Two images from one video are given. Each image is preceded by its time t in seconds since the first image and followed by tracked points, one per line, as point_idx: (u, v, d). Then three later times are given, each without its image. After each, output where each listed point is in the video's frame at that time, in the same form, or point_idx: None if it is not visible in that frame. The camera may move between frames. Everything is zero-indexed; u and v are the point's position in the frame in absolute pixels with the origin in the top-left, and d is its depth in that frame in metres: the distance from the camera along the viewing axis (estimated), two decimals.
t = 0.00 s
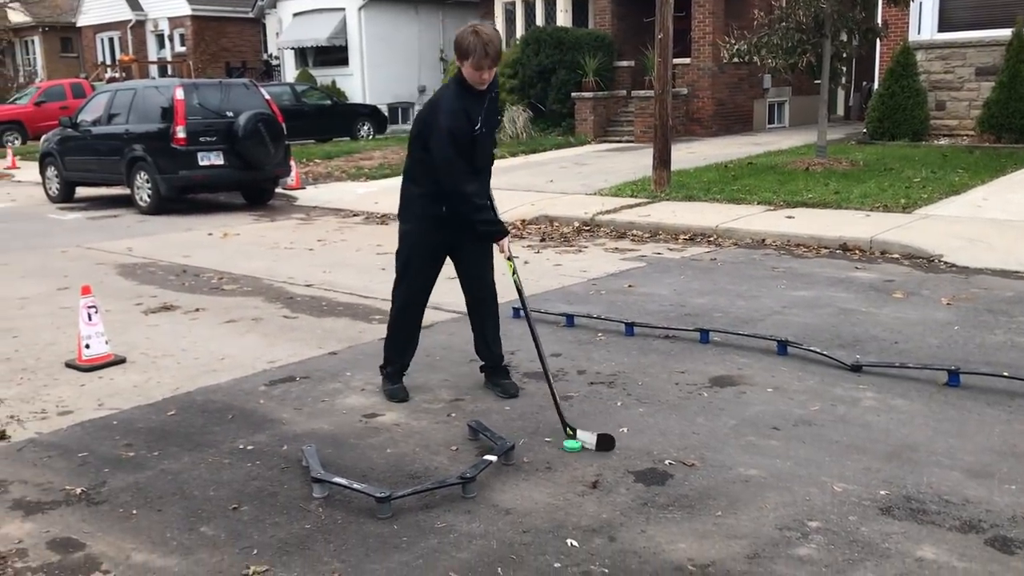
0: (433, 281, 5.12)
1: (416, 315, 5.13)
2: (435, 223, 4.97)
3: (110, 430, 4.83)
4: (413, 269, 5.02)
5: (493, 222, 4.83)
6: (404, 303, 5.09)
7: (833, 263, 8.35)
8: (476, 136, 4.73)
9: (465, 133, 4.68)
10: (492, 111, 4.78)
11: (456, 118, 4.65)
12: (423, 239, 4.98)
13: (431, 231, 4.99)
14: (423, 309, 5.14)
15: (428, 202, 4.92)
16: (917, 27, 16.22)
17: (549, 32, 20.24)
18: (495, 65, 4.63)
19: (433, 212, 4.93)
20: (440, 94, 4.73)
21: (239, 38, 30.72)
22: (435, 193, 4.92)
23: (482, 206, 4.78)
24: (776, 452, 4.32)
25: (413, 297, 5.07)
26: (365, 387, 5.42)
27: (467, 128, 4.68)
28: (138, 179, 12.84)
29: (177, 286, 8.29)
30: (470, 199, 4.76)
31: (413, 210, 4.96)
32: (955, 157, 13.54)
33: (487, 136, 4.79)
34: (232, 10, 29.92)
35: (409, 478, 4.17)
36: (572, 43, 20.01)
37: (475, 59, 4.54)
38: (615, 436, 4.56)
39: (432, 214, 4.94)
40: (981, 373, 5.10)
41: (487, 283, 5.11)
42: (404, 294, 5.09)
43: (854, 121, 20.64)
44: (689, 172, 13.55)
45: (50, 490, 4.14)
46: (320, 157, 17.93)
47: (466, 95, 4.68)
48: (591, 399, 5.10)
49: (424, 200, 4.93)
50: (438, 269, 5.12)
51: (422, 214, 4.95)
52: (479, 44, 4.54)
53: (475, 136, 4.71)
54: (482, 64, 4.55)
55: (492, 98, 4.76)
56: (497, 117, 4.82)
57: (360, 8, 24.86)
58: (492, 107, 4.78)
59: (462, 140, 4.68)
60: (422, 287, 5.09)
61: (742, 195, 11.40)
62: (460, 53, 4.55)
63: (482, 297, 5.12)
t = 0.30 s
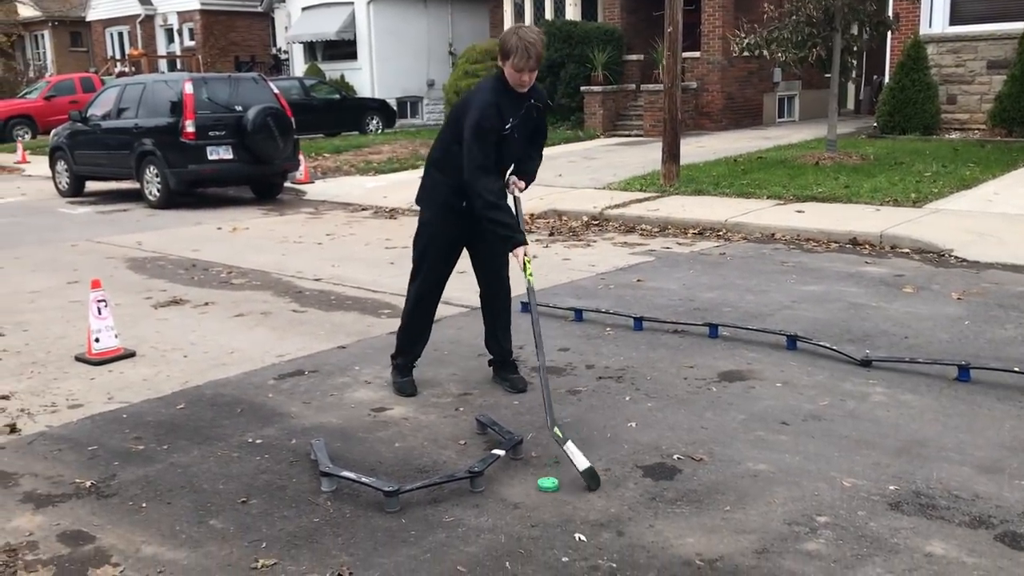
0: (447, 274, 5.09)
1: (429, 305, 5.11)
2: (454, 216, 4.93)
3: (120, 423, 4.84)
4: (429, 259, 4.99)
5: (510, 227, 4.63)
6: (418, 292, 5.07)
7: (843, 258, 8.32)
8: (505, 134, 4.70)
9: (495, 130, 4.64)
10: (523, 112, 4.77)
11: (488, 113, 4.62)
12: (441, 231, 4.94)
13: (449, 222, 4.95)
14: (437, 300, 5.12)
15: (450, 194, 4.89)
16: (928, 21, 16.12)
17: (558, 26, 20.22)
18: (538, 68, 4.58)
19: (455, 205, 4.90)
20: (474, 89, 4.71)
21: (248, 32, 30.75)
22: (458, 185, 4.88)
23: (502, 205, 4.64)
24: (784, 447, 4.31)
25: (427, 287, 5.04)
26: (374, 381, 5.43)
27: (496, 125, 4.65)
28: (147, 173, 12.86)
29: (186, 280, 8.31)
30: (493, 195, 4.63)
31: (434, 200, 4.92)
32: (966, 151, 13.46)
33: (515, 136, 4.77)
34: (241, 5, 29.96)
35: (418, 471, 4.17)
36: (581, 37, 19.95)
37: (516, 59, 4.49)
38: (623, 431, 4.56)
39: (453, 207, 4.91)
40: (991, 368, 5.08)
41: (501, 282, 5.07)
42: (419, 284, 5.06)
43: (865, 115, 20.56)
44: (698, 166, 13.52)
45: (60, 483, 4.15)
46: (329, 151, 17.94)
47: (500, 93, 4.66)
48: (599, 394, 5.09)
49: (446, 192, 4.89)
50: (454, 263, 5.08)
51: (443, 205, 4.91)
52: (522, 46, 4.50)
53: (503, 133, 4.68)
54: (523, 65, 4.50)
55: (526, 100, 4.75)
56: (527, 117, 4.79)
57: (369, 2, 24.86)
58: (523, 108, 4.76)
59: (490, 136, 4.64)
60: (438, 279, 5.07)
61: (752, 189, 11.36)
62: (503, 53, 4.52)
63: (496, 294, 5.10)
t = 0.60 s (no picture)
0: (462, 272, 5.03)
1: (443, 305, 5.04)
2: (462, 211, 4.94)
3: (124, 422, 4.85)
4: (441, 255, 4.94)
5: (493, 208, 4.72)
6: (432, 289, 5.00)
7: (847, 258, 8.32)
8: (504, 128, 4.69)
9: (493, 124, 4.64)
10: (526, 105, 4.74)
11: (484, 107, 4.61)
12: (450, 227, 4.94)
13: (458, 218, 4.94)
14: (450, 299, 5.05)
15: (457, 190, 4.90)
16: (934, 21, 16.09)
17: (562, 26, 20.22)
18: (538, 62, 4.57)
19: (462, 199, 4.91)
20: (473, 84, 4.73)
21: (253, 32, 30.79)
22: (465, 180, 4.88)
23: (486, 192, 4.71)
24: (788, 447, 4.31)
25: (439, 284, 4.96)
26: (378, 380, 5.43)
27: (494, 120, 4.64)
28: (152, 172, 12.89)
29: (191, 279, 8.33)
30: (472, 182, 4.71)
31: (443, 197, 4.93)
32: (971, 152, 13.44)
33: (518, 129, 4.74)
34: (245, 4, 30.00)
35: (421, 471, 4.18)
36: (586, 37, 19.96)
37: (510, 55, 4.51)
38: (627, 431, 4.56)
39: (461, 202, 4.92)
40: (996, 369, 5.07)
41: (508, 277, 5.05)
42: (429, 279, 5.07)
43: (869, 115, 20.54)
44: (702, 166, 13.51)
45: (65, 481, 4.16)
46: (334, 150, 17.96)
47: (499, 88, 4.65)
48: (603, 394, 5.09)
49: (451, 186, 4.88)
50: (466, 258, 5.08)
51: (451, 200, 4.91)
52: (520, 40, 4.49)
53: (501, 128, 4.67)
54: (516, 61, 4.50)
55: (527, 94, 4.71)
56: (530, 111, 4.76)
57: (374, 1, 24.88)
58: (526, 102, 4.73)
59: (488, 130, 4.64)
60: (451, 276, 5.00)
61: (757, 189, 11.35)
62: (500, 47, 4.55)
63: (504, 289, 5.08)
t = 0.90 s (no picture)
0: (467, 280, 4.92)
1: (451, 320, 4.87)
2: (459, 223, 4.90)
3: (126, 425, 4.86)
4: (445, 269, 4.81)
5: (504, 231, 4.74)
6: (439, 303, 4.82)
7: (848, 263, 8.32)
8: (482, 139, 4.66)
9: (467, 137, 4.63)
10: (501, 112, 4.69)
11: (456, 125, 4.63)
12: (452, 243, 4.86)
13: (460, 232, 4.87)
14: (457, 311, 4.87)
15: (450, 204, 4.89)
16: (935, 25, 16.09)
17: (564, 30, 20.26)
18: (502, 65, 4.54)
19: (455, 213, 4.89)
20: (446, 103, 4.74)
21: (255, 35, 30.83)
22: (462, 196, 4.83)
23: (493, 211, 4.72)
24: (789, 451, 4.31)
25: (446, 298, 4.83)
26: (380, 383, 5.44)
27: (469, 132, 4.63)
28: (154, 176, 12.91)
29: (193, 282, 8.34)
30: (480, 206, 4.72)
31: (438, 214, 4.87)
32: (973, 156, 13.43)
33: (498, 137, 4.70)
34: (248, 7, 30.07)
35: (423, 474, 4.18)
36: (588, 41, 20.00)
37: (472, 62, 4.51)
38: (628, 435, 4.56)
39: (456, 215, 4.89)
40: (997, 373, 5.07)
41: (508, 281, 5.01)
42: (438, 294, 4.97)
43: (871, 120, 20.55)
44: (704, 170, 13.52)
45: (67, 484, 4.17)
46: (335, 154, 17.98)
47: (470, 100, 4.64)
48: (604, 397, 5.09)
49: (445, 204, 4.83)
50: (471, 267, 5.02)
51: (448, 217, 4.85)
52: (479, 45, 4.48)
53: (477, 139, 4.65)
54: (477, 68, 4.50)
55: (499, 100, 4.67)
56: (507, 118, 4.71)
57: (376, 5, 24.93)
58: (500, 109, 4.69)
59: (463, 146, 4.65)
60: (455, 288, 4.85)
61: (758, 194, 11.35)
62: (464, 54, 4.57)
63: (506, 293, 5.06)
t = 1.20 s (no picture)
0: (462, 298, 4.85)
1: (445, 329, 4.81)
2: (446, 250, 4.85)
3: (129, 430, 4.87)
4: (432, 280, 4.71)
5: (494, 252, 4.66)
6: (431, 315, 4.76)
7: (850, 270, 8.33)
8: (456, 166, 4.67)
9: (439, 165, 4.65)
10: (472, 138, 4.68)
11: (427, 154, 4.65)
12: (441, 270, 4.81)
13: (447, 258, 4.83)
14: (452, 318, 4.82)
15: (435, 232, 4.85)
16: (936, 32, 16.12)
17: (566, 37, 20.29)
18: (467, 92, 4.48)
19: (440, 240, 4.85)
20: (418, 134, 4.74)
21: (258, 42, 30.91)
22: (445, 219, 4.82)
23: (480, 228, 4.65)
24: (791, 458, 4.32)
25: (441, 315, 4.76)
26: (381, 390, 5.45)
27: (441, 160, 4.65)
28: (157, 182, 12.94)
29: (195, 288, 8.35)
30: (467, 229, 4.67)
31: (420, 239, 4.81)
32: (974, 163, 13.45)
33: (470, 164, 4.70)
34: (250, 14, 30.16)
35: (425, 481, 4.19)
36: (589, 48, 20.02)
37: (436, 91, 4.46)
38: (630, 441, 4.57)
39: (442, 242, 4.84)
40: (999, 380, 5.07)
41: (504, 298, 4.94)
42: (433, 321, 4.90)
43: (873, 126, 20.57)
44: (706, 177, 13.54)
45: (69, 490, 4.18)
46: (338, 160, 18.01)
47: (439, 128, 4.65)
48: (606, 404, 5.10)
49: (429, 227, 4.78)
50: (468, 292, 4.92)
51: (432, 240, 4.80)
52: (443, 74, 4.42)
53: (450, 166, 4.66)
54: (441, 96, 4.44)
55: (468, 128, 4.65)
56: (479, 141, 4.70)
57: (378, 12, 24.99)
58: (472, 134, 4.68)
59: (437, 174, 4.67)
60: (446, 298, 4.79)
61: (760, 200, 11.37)
62: (427, 84, 4.50)
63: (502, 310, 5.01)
